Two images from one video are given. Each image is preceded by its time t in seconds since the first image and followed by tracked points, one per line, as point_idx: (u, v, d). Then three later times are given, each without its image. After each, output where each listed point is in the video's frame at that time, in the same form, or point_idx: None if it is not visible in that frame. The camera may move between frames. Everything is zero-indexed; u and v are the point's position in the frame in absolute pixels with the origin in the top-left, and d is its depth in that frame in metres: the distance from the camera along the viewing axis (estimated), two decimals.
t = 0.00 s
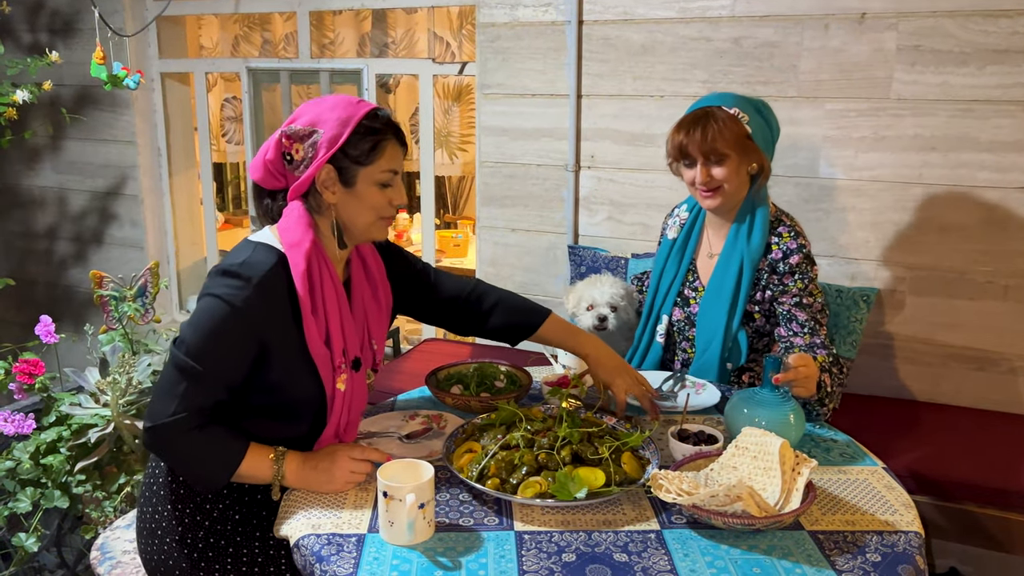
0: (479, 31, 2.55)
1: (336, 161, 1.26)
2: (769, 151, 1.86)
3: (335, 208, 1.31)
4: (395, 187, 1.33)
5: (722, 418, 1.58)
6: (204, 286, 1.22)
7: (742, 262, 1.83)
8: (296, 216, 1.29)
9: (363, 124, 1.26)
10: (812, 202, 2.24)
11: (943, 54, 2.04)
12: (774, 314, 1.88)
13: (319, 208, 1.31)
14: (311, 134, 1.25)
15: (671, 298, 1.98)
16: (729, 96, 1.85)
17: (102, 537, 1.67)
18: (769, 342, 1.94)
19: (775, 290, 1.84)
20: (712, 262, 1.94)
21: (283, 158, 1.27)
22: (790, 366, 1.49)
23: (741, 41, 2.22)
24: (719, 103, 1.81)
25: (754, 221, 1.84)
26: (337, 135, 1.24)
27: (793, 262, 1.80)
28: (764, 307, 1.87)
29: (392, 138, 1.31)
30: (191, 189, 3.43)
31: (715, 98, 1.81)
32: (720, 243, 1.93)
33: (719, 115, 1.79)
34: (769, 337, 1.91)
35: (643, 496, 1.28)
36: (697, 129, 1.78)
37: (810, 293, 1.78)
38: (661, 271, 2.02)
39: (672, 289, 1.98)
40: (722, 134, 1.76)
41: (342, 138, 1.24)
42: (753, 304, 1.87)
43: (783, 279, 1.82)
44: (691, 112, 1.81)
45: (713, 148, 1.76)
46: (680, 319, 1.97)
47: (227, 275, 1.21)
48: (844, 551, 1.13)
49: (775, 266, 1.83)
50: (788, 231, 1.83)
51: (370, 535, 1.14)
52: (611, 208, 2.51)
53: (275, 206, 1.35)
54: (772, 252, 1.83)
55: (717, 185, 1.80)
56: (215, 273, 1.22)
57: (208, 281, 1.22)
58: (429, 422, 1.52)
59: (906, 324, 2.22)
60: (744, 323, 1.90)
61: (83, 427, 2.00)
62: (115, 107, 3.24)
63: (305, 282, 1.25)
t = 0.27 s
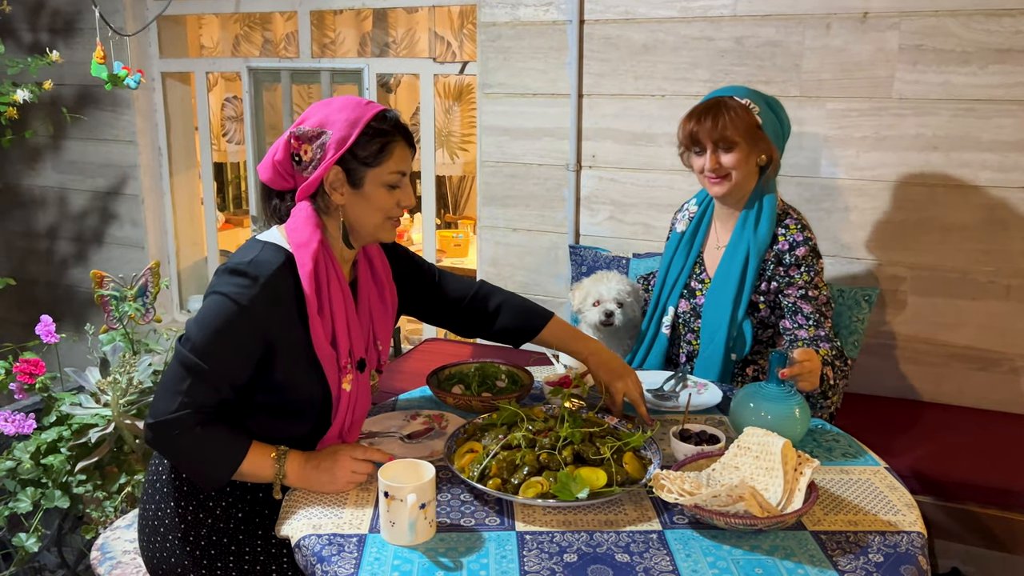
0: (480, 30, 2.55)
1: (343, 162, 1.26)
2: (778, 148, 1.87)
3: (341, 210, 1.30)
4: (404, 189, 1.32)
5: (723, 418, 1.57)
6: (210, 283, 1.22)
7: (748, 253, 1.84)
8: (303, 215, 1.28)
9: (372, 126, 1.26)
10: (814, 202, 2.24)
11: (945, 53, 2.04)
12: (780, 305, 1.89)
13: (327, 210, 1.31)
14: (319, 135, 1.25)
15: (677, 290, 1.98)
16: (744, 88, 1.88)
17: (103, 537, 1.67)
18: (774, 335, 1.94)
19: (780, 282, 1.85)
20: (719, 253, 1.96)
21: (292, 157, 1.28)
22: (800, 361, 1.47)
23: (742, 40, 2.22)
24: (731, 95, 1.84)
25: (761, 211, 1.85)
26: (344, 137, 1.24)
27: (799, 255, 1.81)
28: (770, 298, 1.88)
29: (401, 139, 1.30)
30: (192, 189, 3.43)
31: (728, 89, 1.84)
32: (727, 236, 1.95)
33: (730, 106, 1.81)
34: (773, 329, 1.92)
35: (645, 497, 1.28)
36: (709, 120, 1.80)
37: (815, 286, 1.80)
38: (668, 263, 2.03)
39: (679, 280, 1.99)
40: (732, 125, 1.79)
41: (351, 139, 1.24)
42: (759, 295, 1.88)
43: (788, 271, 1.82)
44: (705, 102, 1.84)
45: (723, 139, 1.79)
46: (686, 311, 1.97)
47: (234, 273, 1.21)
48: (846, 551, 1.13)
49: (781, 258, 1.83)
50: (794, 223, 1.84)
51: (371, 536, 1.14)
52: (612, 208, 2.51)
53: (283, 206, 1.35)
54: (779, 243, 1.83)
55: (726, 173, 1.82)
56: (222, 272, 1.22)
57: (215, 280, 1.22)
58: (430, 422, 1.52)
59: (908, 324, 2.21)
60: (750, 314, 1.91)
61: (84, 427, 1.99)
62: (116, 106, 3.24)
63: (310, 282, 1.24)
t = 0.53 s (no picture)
0: (480, 30, 2.55)
1: (336, 160, 1.26)
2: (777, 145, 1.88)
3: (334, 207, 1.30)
4: (396, 185, 1.32)
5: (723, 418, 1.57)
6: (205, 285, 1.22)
7: (752, 246, 1.84)
8: (296, 214, 1.29)
9: (362, 122, 1.26)
10: (814, 202, 2.24)
11: (945, 53, 2.03)
12: (783, 300, 1.89)
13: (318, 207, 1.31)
14: (310, 133, 1.25)
15: (680, 285, 1.99)
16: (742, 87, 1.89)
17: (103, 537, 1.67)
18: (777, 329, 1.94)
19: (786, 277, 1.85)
20: (722, 249, 1.97)
21: (283, 156, 1.27)
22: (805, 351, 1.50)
23: (742, 40, 2.22)
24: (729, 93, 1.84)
25: (765, 206, 1.85)
26: (335, 133, 1.24)
27: (804, 249, 1.82)
28: (774, 292, 1.88)
29: (392, 135, 1.31)
30: (192, 189, 3.43)
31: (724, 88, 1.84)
32: (728, 232, 1.96)
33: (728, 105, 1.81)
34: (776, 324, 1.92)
35: (645, 497, 1.28)
36: (707, 120, 1.81)
37: (821, 280, 1.80)
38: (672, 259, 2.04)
39: (683, 275, 2.00)
40: (729, 124, 1.79)
41: (341, 136, 1.24)
42: (762, 289, 1.88)
43: (793, 265, 1.83)
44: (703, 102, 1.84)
45: (722, 138, 1.79)
46: (689, 305, 1.99)
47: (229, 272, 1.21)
48: (846, 552, 1.12)
49: (786, 252, 1.84)
50: (798, 218, 1.85)
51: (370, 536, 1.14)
52: (612, 208, 2.51)
53: (276, 206, 1.36)
54: (783, 237, 1.84)
55: (728, 171, 1.83)
56: (216, 273, 1.22)
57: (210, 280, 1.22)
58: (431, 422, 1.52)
59: (908, 324, 2.21)
60: (753, 307, 1.91)
61: (83, 428, 1.99)
62: (116, 106, 3.24)
63: (305, 282, 1.24)
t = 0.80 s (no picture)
0: (481, 30, 2.55)
1: (313, 152, 1.26)
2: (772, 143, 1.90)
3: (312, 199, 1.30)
4: (373, 178, 1.32)
5: (725, 419, 1.57)
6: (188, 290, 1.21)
7: (754, 241, 1.87)
8: (274, 207, 1.28)
9: (340, 115, 1.25)
10: (815, 202, 2.24)
11: (945, 53, 2.03)
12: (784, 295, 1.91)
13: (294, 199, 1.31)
14: (287, 125, 1.24)
15: (682, 283, 2.00)
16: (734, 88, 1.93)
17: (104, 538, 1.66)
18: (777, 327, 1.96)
19: (788, 272, 1.89)
20: (723, 248, 1.99)
21: (259, 148, 1.26)
22: (788, 318, 1.58)
23: (743, 40, 2.22)
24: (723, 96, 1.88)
25: (764, 202, 1.89)
26: (313, 126, 1.24)
27: (805, 243, 1.86)
28: (776, 287, 1.90)
29: (369, 127, 1.30)
30: (192, 189, 3.43)
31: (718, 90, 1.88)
32: (729, 231, 1.98)
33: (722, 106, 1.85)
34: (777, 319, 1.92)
35: (646, 498, 1.28)
36: (701, 121, 1.85)
37: (824, 274, 1.84)
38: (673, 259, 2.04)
39: (686, 274, 2.00)
40: (723, 124, 1.83)
41: (319, 129, 1.24)
42: (763, 285, 1.90)
43: (796, 260, 1.86)
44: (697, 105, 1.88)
45: (716, 138, 1.83)
46: (691, 304, 1.98)
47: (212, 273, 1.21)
48: (848, 552, 1.12)
49: (788, 247, 1.88)
50: (798, 214, 1.90)
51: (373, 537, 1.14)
52: (613, 208, 2.51)
53: (252, 198, 1.34)
54: (784, 233, 1.88)
55: (724, 171, 1.87)
56: (196, 276, 1.22)
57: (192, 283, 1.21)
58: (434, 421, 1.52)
59: (909, 324, 2.21)
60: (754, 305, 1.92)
61: (85, 428, 1.99)
62: (117, 106, 3.24)
63: (287, 274, 1.25)
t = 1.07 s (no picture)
0: (482, 31, 2.55)
1: (253, 145, 1.23)
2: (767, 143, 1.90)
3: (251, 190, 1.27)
4: (315, 176, 1.30)
5: (727, 419, 1.57)
6: (164, 303, 1.17)
7: (747, 239, 1.88)
8: (218, 203, 1.27)
9: (285, 109, 1.23)
10: (816, 202, 2.24)
11: (947, 54, 2.03)
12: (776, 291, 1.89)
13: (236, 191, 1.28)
14: (230, 116, 1.22)
15: (678, 282, 2.01)
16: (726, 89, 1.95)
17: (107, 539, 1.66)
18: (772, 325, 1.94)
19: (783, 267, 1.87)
20: (718, 246, 2.00)
21: (200, 138, 1.24)
22: (760, 279, 1.54)
23: (745, 40, 2.22)
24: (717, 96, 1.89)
25: (758, 200, 1.90)
26: (254, 118, 1.21)
27: (799, 238, 1.85)
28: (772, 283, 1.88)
29: (316, 126, 1.28)
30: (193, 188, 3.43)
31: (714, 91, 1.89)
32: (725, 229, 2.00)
33: (718, 106, 1.86)
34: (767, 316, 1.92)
35: (649, 498, 1.28)
36: (695, 121, 1.87)
37: (819, 266, 1.82)
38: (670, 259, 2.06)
39: (681, 273, 2.02)
40: (715, 124, 1.85)
41: (261, 121, 1.21)
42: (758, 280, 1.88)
43: (791, 255, 1.85)
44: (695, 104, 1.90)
45: (708, 137, 1.85)
46: (688, 302, 1.99)
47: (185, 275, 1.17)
48: (851, 552, 1.12)
49: (782, 243, 1.87)
50: (792, 210, 1.89)
51: (376, 536, 1.14)
52: (615, 208, 2.51)
53: (192, 187, 1.31)
54: (777, 228, 1.88)
55: (719, 169, 1.88)
56: (162, 289, 1.18)
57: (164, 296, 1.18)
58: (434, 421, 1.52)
59: (910, 324, 2.21)
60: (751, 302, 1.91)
61: (87, 428, 2.00)
62: (118, 107, 3.25)
63: (244, 265, 1.24)
